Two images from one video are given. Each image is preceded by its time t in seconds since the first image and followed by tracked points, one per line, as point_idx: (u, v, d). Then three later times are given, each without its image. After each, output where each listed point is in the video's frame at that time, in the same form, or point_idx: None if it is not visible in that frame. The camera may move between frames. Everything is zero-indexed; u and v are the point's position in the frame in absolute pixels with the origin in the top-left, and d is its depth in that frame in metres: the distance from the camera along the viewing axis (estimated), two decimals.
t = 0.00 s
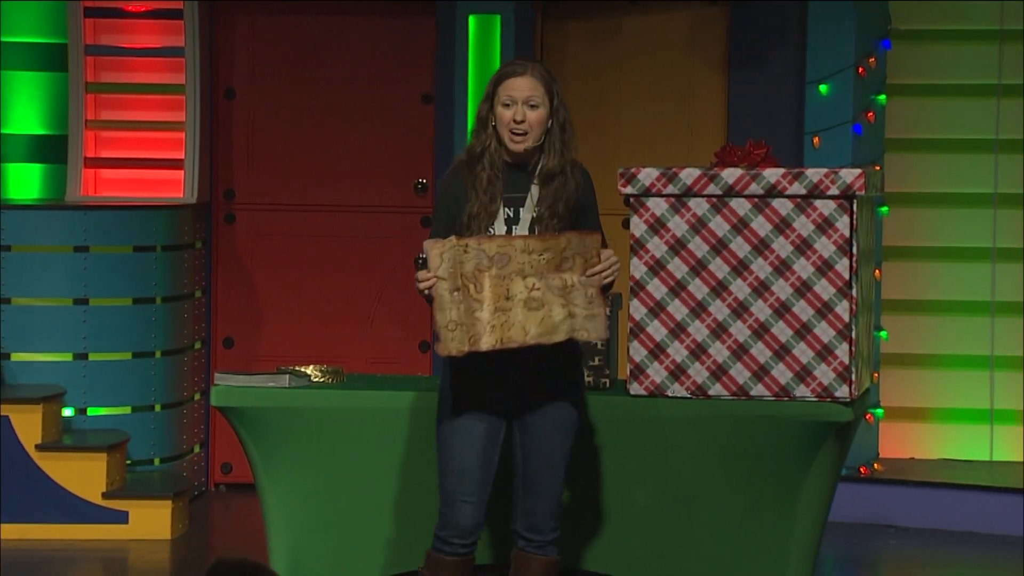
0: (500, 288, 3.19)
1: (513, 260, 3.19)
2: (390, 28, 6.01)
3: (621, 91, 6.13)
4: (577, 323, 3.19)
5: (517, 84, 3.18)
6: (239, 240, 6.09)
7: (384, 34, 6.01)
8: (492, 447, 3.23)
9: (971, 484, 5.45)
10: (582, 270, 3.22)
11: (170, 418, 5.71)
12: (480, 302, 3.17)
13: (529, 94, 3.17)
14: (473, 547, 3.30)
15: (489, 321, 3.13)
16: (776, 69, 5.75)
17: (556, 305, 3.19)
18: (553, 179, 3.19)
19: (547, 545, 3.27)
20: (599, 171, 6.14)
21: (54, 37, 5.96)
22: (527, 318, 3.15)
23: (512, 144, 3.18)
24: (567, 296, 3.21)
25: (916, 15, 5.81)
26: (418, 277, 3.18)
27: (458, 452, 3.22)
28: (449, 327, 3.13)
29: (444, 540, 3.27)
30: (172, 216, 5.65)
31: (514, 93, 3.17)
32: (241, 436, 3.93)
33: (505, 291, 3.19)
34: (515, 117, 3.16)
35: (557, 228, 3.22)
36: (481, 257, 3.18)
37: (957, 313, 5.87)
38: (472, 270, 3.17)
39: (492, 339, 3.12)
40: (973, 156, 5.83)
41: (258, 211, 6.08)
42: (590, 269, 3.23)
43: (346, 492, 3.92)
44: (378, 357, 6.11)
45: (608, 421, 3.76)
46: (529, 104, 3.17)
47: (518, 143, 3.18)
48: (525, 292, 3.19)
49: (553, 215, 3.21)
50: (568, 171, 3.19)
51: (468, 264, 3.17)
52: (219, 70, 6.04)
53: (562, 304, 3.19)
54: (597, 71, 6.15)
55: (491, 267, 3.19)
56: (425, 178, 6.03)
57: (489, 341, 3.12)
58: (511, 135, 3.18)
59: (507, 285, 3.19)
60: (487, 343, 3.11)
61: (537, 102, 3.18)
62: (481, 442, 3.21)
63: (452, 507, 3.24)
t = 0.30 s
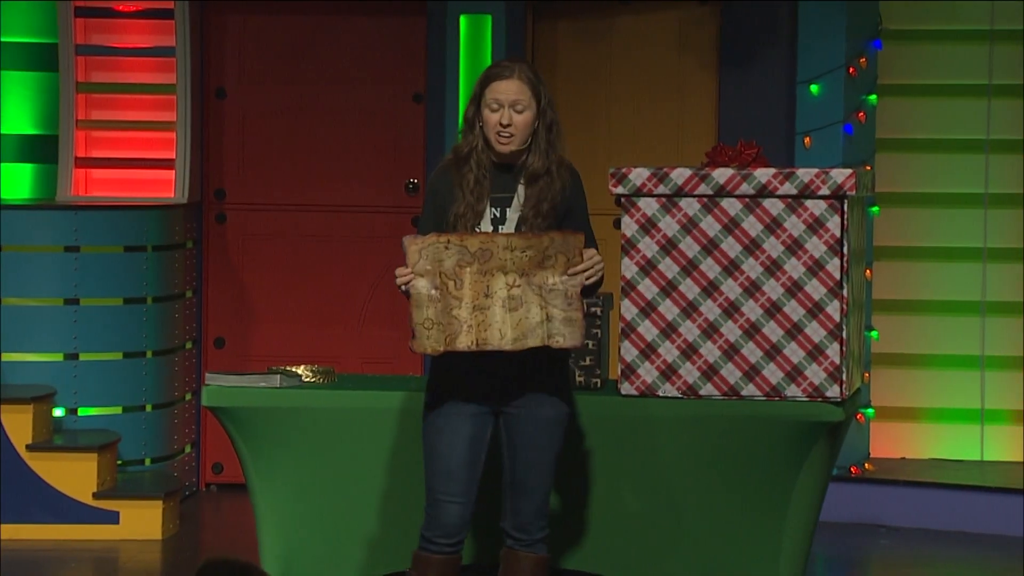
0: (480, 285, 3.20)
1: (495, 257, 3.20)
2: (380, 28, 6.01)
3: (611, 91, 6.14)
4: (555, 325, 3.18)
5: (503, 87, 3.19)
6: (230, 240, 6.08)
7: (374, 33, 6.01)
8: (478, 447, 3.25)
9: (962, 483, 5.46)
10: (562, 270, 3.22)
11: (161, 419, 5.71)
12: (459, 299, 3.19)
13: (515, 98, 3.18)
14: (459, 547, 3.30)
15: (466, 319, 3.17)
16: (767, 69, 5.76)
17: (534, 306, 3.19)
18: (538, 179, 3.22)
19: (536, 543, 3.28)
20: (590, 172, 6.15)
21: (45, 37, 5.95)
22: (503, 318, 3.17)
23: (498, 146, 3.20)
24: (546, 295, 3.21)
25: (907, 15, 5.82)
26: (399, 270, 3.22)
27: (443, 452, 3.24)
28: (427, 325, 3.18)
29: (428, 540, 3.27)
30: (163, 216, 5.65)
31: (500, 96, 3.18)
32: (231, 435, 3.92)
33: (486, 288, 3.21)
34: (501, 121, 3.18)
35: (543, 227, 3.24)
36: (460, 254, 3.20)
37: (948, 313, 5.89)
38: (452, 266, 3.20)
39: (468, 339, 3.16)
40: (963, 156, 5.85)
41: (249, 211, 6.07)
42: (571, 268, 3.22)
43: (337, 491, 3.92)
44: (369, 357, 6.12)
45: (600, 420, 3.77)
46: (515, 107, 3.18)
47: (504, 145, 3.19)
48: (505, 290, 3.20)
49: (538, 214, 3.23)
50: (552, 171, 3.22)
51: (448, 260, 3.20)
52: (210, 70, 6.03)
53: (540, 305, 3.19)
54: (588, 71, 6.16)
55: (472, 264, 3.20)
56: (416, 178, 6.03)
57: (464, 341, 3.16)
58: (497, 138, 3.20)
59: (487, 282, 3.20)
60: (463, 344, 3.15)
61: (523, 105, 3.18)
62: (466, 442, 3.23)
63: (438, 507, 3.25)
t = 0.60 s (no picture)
0: (475, 285, 3.21)
1: (489, 257, 3.21)
2: (377, 28, 6.01)
3: (608, 91, 6.14)
4: (551, 322, 3.21)
5: (499, 88, 3.19)
6: (226, 239, 6.08)
7: (371, 33, 6.01)
8: (472, 449, 3.25)
9: (958, 483, 5.46)
10: (557, 269, 3.24)
11: (158, 419, 5.71)
12: (453, 299, 3.20)
13: (512, 99, 3.18)
14: (454, 547, 3.29)
15: (462, 319, 3.18)
16: (763, 70, 5.76)
17: (530, 305, 3.20)
18: (532, 180, 3.23)
19: (531, 543, 3.28)
20: (586, 172, 6.15)
21: (41, 36, 5.95)
22: (500, 317, 3.18)
23: (494, 147, 3.20)
24: (541, 295, 3.23)
25: (903, 16, 5.83)
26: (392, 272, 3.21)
27: (438, 453, 3.23)
28: (422, 326, 3.17)
29: (424, 541, 3.26)
30: (159, 216, 5.65)
31: (497, 98, 3.18)
32: (227, 434, 3.91)
33: (480, 288, 3.22)
34: (498, 122, 3.18)
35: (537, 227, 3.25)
36: (454, 254, 3.20)
37: (943, 313, 5.89)
38: (446, 267, 3.20)
39: (464, 338, 3.16)
40: (959, 156, 5.85)
41: (245, 210, 6.07)
42: (566, 268, 3.25)
43: (334, 491, 3.92)
44: (366, 357, 6.12)
45: (596, 420, 3.78)
46: (511, 109, 3.18)
47: (499, 146, 3.20)
48: (499, 290, 3.21)
49: (533, 214, 3.24)
50: (546, 171, 3.23)
51: (442, 261, 3.20)
52: (206, 70, 6.03)
53: (535, 304, 3.21)
54: (584, 71, 6.16)
55: (466, 264, 3.21)
56: (413, 178, 6.03)
57: (460, 340, 3.17)
58: (493, 139, 3.20)
59: (482, 282, 3.21)
60: (459, 343, 3.16)
61: (519, 106, 3.19)
62: (460, 443, 3.23)
63: (432, 508, 3.24)
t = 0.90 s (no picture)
0: (470, 287, 3.21)
1: (484, 258, 3.21)
2: (371, 28, 6.00)
3: (604, 91, 6.14)
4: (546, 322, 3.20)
5: (493, 90, 3.19)
6: (221, 240, 6.08)
7: (366, 34, 6.01)
8: (467, 449, 3.25)
9: (952, 484, 5.48)
10: (552, 268, 3.24)
11: (152, 419, 5.70)
12: (449, 301, 3.20)
13: (506, 100, 3.19)
14: (450, 548, 3.32)
15: (457, 321, 3.17)
16: (759, 70, 5.77)
17: (524, 305, 3.20)
18: (525, 181, 3.23)
19: (526, 544, 3.31)
20: (580, 172, 6.15)
21: (32, 36, 5.95)
22: (495, 319, 3.17)
23: (488, 149, 3.20)
24: (536, 294, 3.23)
25: (899, 16, 5.83)
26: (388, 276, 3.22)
27: (433, 454, 3.24)
28: (417, 328, 3.17)
29: (419, 543, 3.30)
30: (154, 217, 5.65)
31: (491, 99, 3.18)
32: (220, 432, 3.90)
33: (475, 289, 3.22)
34: (493, 123, 3.18)
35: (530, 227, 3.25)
36: (449, 256, 3.20)
37: (939, 313, 5.90)
38: (441, 269, 3.21)
39: (459, 340, 3.16)
40: (954, 156, 5.86)
41: (240, 211, 6.07)
42: (561, 268, 3.25)
43: (328, 491, 3.92)
44: (361, 358, 6.12)
45: (593, 418, 3.78)
46: (505, 109, 3.19)
47: (494, 147, 3.20)
48: (495, 291, 3.21)
49: (526, 214, 3.24)
50: (539, 172, 3.23)
51: (437, 262, 3.20)
52: (201, 71, 6.02)
53: (530, 304, 3.21)
54: (580, 71, 6.16)
55: (461, 265, 3.21)
56: (408, 178, 6.03)
57: (456, 342, 3.16)
58: (487, 140, 3.20)
59: (477, 283, 3.21)
60: (455, 345, 3.16)
61: (514, 107, 3.19)
62: (454, 445, 3.23)
63: (428, 509, 3.27)
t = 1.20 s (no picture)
0: (469, 286, 3.21)
1: (483, 256, 3.21)
2: (369, 28, 6.00)
3: (602, 91, 6.14)
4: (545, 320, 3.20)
5: (491, 89, 3.20)
6: (220, 240, 6.08)
7: (364, 34, 6.01)
8: (465, 448, 3.25)
9: (949, 484, 5.48)
10: (551, 265, 3.25)
11: (149, 420, 5.71)
12: (448, 301, 3.20)
13: (504, 100, 3.19)
14: (448, 548, 3.33)
15: (456, 322, 3.17)
16: (756, 70, 5.77)
17: (523, 304, 3.21)
18: (521, 181, 3.23)
19: (524, 544, 3.31)
20: (578, 173, 6.15)
21: (32, 36, 5.95)
22: (494, 318, 3.17)
23: (486, 148, 3.21)
24: (535, 292, 3.24)
25: (898, 16, 5.84)
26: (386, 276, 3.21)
27: (431, 454, 3.24)
28: (415, 329, 3.17)
29: (418, 543, 3.30)
30: (152, 217, 5.64)
31: (490, 98, 3.18)
32: (218, 432, 3.90)
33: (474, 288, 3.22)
34: (491, 122, 3.19)
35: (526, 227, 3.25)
36: (448, 255, 3.20)
37: (937, 313, 5.90)
38: (440, 268, 3.20)
39: (457, 340, 3.16)
40: (953, 156, 5.86)
41: (238, 211, 6.07)
42: (560, 265, 3.25)
43: (326, 491, 3.92)
44: (358, 358, 6.11)
45: (591, 418, 3.78)
46: (504, 109, 3.19)
47: (491, 147, 3.20)
48: (493, 290, 3.21)
49: (523, 213, 3.23)
50: (535, 172, 3.23)
51: (436, 262, 3.19)
52: (199, 71, 6.02)
53: (529, 302, 3.21)
54: (577, 71, 6.16)
55: (460, 264, 3.21)
56: (405, 178, 6.03)
57: (454, 343, 3.16)
58: (485, 140, 3.20)
59: (476, 282, 3.21)
60: (454, 345, 3.16)
61: (512, 106, 3.20)
62: (452, 444, 3.23)
63: (426, 510, 3.27)
